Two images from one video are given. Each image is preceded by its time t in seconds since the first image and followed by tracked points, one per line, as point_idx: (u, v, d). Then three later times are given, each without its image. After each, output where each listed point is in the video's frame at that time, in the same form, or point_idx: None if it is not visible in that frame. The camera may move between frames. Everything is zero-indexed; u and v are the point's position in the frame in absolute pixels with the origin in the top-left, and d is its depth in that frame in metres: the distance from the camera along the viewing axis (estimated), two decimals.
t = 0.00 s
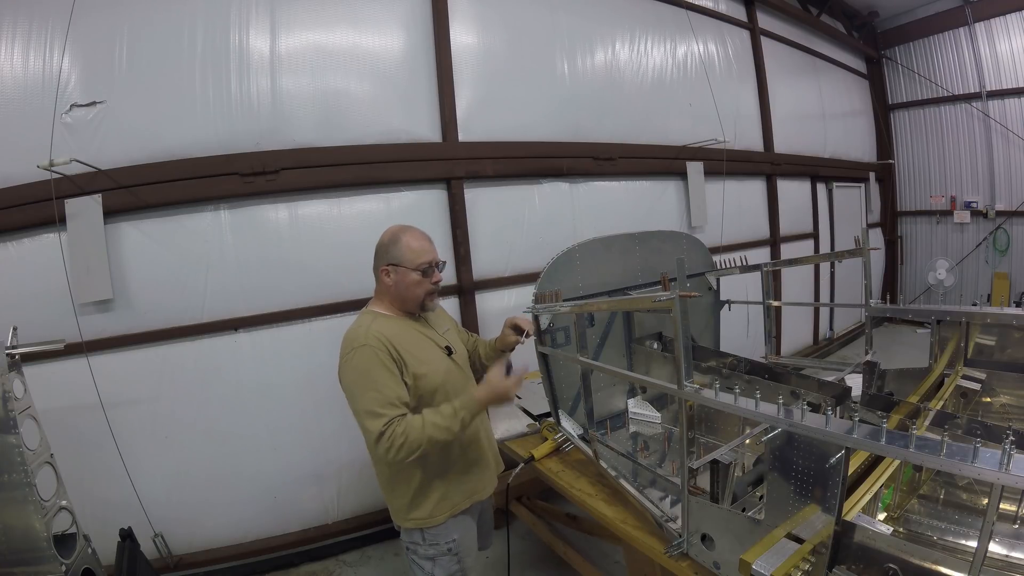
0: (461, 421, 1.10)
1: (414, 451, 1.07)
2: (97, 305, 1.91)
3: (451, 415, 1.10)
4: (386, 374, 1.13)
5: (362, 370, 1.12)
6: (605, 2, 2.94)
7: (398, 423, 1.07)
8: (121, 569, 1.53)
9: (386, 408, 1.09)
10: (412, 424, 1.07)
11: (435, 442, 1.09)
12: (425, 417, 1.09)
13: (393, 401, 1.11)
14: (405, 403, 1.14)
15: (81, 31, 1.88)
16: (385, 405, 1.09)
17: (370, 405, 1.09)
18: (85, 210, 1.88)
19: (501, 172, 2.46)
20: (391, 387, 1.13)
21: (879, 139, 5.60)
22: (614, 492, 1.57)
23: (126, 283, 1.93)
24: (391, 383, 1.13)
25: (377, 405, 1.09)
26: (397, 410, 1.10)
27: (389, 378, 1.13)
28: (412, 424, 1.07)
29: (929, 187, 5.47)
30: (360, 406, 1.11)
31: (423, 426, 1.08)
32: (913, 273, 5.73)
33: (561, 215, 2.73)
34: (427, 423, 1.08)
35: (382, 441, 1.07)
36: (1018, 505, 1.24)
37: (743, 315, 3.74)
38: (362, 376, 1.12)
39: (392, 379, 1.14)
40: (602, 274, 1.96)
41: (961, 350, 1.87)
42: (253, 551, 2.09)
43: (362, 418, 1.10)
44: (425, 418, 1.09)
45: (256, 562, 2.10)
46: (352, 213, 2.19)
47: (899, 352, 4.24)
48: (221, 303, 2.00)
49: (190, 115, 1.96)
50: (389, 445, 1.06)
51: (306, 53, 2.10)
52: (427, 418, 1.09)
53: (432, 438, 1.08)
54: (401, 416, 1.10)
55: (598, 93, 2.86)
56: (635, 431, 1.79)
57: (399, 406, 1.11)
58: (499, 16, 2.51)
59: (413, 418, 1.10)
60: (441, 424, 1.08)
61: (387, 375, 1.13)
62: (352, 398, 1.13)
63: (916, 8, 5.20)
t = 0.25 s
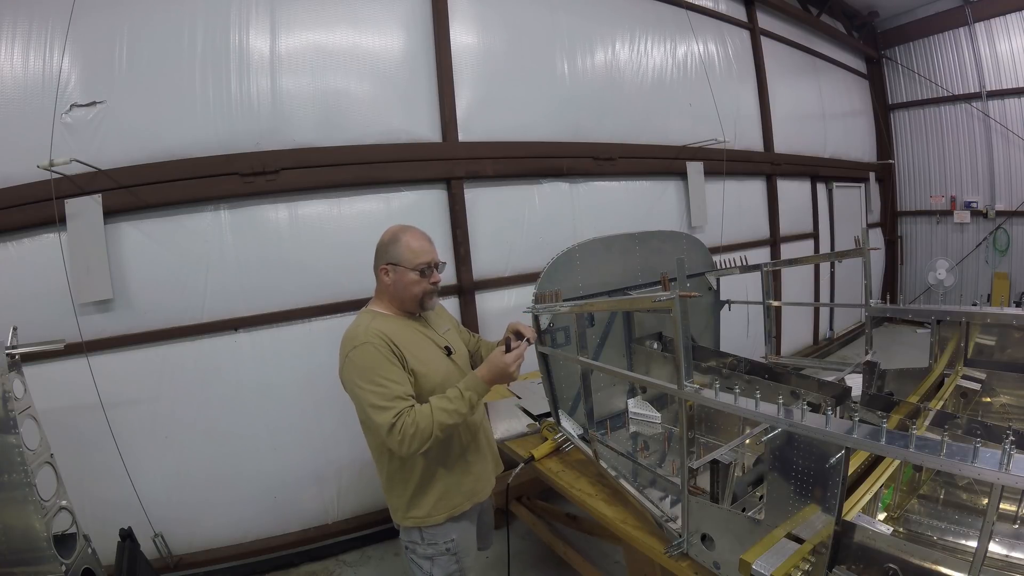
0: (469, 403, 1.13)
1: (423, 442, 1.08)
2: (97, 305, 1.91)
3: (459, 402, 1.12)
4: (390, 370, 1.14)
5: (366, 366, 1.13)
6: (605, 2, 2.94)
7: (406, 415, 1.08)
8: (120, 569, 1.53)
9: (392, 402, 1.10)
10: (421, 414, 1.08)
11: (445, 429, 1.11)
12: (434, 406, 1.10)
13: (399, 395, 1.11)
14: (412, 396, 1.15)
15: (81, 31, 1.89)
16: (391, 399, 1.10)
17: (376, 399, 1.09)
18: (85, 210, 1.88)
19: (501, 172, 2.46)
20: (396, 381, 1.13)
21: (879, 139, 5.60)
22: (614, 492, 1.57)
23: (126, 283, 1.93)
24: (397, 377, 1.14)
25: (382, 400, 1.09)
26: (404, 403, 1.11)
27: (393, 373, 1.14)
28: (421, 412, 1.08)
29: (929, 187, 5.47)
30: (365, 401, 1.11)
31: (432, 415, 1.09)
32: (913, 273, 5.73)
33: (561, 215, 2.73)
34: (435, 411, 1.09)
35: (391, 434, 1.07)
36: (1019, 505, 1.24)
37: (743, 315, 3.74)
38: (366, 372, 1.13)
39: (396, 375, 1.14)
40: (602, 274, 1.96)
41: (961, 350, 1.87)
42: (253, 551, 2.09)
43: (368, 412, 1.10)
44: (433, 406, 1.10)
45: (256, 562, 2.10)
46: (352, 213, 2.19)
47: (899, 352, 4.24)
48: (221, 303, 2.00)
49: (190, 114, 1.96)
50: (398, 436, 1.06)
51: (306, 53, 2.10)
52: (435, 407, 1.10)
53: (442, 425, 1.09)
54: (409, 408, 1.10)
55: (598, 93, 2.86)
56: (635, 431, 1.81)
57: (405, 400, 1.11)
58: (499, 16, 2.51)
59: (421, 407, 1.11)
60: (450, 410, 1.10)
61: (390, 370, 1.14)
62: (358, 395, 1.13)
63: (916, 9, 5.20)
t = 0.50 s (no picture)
0: (468, 404, 1.13)
1: (423, 443, 1.08)
2: (97, 305, 1.91)
3: (459, 403, 1.12)
4: (390, 370, 1.14)
5: (366, 366, 1.13)
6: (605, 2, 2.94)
7: (405, 415, 1.08)
8: (121, 569, 1.53)
9: (392, 402, 1.10)
10: (420, 414, 1.08)
11: (444, 430, 1.11)
12: (433, 407, 1.10)
13: (399, 395, 1.11)
14: (412, 397, 1.15)
15: (81, 31, 1.89)
16: (391, 400, 1.10)
17: (375, 400, 1.09)
18: (85, 210, 1.88)
19: (501, 172, 2.46)
20: (396, 382, 1.13)
21: (879, 139, 5.60)
22: (614, 492, 1.57)
23: (126, 283, 1.93)
24: (397, 377, 1.14)
25: (381, 400, 1.10)
26: (404, 403, 1.11)
27: (394, 373, 1.14)
28: (420, 413, 1.08)
29: (929, 187, 5.47)
30: (365, 401, 1.11)
31: (431, 416, 1.09)
32: (913, 273, 5.73)
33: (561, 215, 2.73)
34: (435, 412, 1.09)
35: (391, 434, 1.07)
36: (1019, 505, 1.24)
37: (743, 315, 3.74)
38: (366, 372, 1.13)
39: (396, 375, 1.14)
40: (602, 274, 1.96)
41: (961, 350, 1.87)
42: (253, 551, 2.09)
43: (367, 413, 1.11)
44: (433, 407, 1.10)
45: (256, 562, 2.10)
46: (352, 213, 2.19)
47: (899, 352, 4.24)
48: (221, 303, 2.00)
49: (190, 114, 1.96)
50: (397, 437, 1.06)
51: (306, 53, 2.10)
52: (435, 408, 1.10)
53: (442, 426, 1.09)
54: (408, 408, 1.10)
55: (598, 93, 2.86)
56: (635, 431, 1.81)
57: (405, 400, 1.11)
58: (499, 16, 2.51)
59: (420, 408, 1.10)
60: (449, 411, 1.10)
61: (390, 370, 1.14)
62: (357, 395, 1.13)
63: (916, 8, 5.20)
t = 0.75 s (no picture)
0: (467, 405, 1.12)
1: (422, 443, 1.08)
2: (97, 306, 1.91)
3: (458, 404, 1.12)
4: (390, 370, 1.14)
5: (366, 366, 1.13)
6: (605, 2, 2.94)
7: (405, 415, 1.08)
8: (121, 569, 1.53)
9: (391, 402, 1.10)
10: (419, 415, 1.08)
11: (443, 431, 1.11)
12: (433, 407, 1.10)
13: (399, 395, 1.11)
14: (412, 397, 1.15)
15: (81, 31, 1.88)
16: (391, 400, 1.10)
17: (375, 400, 1.10)
18: (85, 210, 1.88)
19: (501, 172, 2.46)
20: (396, 382, 1.13)
21: (879, 139, 5.60)
22: (614, 492, 1.57)
23: (126, 283, 1.93)
24: (397, 377, 1.14)
25: (381, 400, 1.10)
26: (403, 403, 1.11)
27: (393, 373, 1.14)
28: (419, 413, 1.08)
29: (929, 188, 5.47)
30: (365, 401, 1.11)
31: (430, 416, 1.09)
32: (913, 273, 5.73)
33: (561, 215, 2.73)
34: (434, 412, 1.09)
35: (390, 435, 1.07)
36: (1018, 505, 1.24)
37: (743, 315, 3.74)
38: (366, 372, 1.13)
39: (396, 375, 1.14)
40: (602, 274, 1.96)
41: (961, 350, 1.87)
42: (253, 551, 2.09)
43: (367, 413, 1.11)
44: (432, 407, 1.10)
45: (256, 562, 2.10)
46: (352, 213, 2.19)
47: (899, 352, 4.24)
48: (221, 303, 2.00)
49: (190, 114, 1.96)
50: (397, 437, 1.07)
51: (307, 53, 2.10)
52: (434, 408, 1.10)
53: (441, 426, 1.09)
54: (408, 408, 1.10)
55: (598, 93, 2.86)
56: (635, 431, 1.81)
57: (405, 400, 1.12)
58: (499, 16, 2.51)
59: (419, 408, 1.11)
60: (447, 412, 1.10)
61: (390, 371, 1.14)
62: (358, 393, 1.14)
63: (916, 8, 5.20)
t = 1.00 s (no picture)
0: (466, 405, 1.13)
1: (421, 443, 1.08)
2: (97, 305, 1.91)
3: (456, 404, 1.12)
4: (389, 370, 1.14)
5: (366, 366, 1.13)
6: (605, 2, 2.94)
7: (404, 415, 1.08)
8: (121, 569, 1.53)
9: (391, 403, 1.10)
10: (418, 415, 1.08)
11: (443, 430, 1.11)
12: (432, 407, 1.10)
13: (398, 395, 1.11)
14: (411, 397, 1.15)
15: (81, 31, 1.89)
16: (390, 400, 1.10)
17: (375, 400, 1.10)
18: (85, 210, 1.88)
19: (501, 172, 2.46)
20: (396, 382, 1.13)
21: (879, 139, 5.60)
22: (614, 492, 1.57)
23: (126, 282, 1.93)
24: (397, 377, 1.14)
25: (381, 400, 1.10)
26: (403, 403, 1.11)
27: (393, 374, 1.14)
28: (418, 413, 1.08)
29: (929, 187, 5.47)
30: (365, 401, 1.11)
31: (430, 416, 1.09)
32: (913, 273, 5.73)
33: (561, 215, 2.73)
34: (434, 412, 1.09)
35: (390, 435, 1.07)
36: (1018, 505, 1.24)
37: (743, 315, 3.74)
38: (366, 372, 1.13)
39: (396, 375, 1.14)
40: (602, 274, 1.96)
41: (961, 350, 1.87)
42: (253, 551, 2.09)
43: (367, 413, 1.11)
44: (431, 407, 1.10)
45: (256, 562, 2.10)
46: (352, 213, 2.19)
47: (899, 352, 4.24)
48: (222, 303, 2.00)
49: (190, 114, 1.96)
50: (396, 437, 1.07)
51: (307, 53, 2.10)
52: (433, 408, 1.10)
53: (440, 426, 1.09)
54: (407, 409, 1.10)
55: (598, 93, 2.86)
56: (635, 431, 1.81)
57: (404, 400, 1.12)
58: (499, 16, 2.51)
59: (419, 408, 1.11)
60: (446, 412, 1.10)
61: (389, 371, 1.14)
62: (357, 393, 1.14)
63: (916, 8, 5.20)
